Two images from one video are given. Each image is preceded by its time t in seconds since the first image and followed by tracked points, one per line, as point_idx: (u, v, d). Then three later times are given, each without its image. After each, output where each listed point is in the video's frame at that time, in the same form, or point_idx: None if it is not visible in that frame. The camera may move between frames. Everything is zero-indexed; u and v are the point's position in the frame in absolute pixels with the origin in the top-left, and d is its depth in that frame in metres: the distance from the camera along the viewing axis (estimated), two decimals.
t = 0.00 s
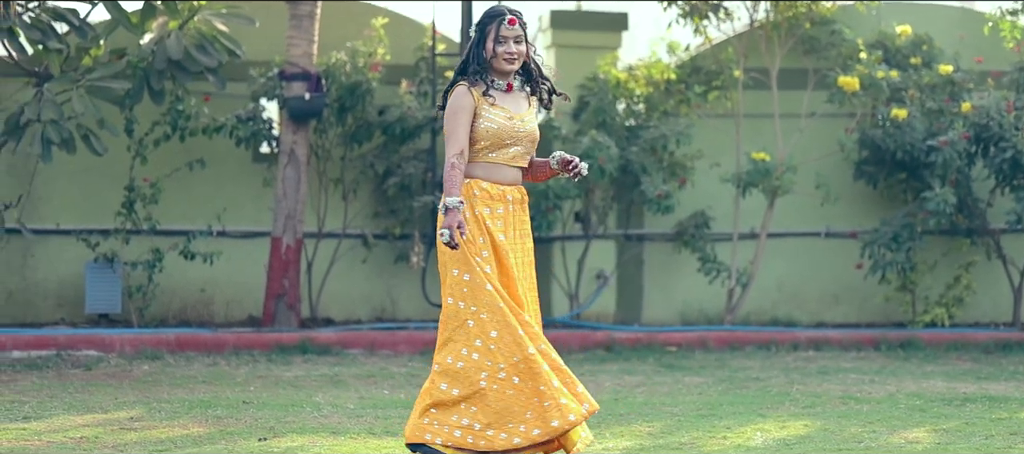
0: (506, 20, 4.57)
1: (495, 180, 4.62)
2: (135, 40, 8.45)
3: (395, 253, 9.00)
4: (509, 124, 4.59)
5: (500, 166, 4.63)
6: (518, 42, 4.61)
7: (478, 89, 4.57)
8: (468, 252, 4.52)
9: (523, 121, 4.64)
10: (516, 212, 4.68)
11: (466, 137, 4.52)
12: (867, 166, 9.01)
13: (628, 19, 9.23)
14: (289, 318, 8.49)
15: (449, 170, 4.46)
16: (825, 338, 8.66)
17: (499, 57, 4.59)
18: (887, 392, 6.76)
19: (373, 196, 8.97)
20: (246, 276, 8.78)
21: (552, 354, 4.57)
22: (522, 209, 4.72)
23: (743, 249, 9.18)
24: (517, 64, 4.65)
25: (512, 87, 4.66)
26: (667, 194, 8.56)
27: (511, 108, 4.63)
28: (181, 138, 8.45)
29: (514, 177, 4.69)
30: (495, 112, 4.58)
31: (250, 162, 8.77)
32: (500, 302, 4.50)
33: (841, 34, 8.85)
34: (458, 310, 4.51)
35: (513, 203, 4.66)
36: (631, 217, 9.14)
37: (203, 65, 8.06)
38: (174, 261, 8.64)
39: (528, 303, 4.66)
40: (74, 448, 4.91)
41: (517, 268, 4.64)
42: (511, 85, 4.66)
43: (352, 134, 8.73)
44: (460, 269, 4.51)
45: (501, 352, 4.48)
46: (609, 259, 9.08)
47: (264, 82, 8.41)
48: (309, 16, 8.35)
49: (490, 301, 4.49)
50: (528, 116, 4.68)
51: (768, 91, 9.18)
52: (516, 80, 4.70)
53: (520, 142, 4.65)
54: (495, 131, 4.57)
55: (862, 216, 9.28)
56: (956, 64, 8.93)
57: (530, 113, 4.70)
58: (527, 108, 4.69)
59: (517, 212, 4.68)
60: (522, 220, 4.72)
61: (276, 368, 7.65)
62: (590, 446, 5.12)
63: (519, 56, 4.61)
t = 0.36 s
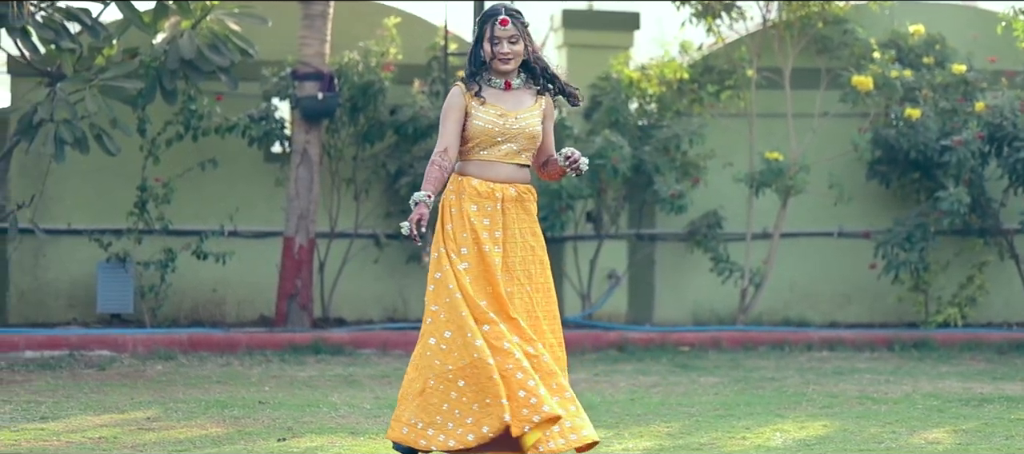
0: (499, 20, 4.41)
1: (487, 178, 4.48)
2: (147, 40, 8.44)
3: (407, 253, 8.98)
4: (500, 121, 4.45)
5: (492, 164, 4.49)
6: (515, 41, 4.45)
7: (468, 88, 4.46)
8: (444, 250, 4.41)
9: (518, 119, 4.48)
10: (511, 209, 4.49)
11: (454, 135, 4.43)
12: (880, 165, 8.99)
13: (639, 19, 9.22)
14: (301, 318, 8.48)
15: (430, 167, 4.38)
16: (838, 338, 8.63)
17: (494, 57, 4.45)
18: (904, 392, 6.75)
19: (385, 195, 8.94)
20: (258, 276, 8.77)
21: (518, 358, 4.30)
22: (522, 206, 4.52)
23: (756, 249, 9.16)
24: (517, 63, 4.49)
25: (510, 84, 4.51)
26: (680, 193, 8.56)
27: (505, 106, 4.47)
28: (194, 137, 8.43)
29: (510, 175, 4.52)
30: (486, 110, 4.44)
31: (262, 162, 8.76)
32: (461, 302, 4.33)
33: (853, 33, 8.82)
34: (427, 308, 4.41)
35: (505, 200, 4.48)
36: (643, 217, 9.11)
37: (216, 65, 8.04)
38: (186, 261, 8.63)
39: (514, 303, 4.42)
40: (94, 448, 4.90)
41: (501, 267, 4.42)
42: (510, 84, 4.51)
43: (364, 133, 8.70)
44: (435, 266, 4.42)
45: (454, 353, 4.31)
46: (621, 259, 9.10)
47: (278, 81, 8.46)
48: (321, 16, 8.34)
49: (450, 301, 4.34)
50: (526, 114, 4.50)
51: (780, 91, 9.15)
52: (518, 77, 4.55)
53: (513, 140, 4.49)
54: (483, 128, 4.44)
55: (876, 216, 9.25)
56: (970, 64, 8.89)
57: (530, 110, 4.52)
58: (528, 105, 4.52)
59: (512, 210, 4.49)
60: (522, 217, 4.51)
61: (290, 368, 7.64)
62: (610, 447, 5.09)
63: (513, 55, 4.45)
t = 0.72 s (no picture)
0: (490, 19, 4.41)
1: (478, 175, 4.48)
2: (160, 40, 8.44)
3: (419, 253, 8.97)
4: (490, 119, 4.44)
5: (484, 162, 4.48)
6: (508, 39, 4.43)
7: (467, 86, 4.50)
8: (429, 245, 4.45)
9: (509, 117, 4.45)
10: (499, 206, 4.46)
11: (447, 133, 4.49)
12: (893, 165, 8.96)
13: (652, 19, 9.20)
14: (314, 318, 8.48)
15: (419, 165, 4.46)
16: (851, 339, 8.61)
17: (489, 55, 4.46)
18: (920, 393, 6.73)
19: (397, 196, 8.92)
20: (270, 276, 8.76)
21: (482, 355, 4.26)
22: (512, 203, 4.48)
23: (769, 250, 9.15)
24: (513, 61, 4.47)
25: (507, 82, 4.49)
26: (693, 193, 8.55)
27: (498, 103, 4.46)
28: (206, 137, 8.41)
29: (501, 173, 4.48)
30: (477, 108, 4.46)
31: (274, 162, 8.75)
32: (434, 296, 4.35)
33: (865, 33, 8.81)
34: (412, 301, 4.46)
35: (492, 198, 4.45)
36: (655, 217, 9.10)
37: (229, 65, 8.03)
38: (198, 261, 8.62)
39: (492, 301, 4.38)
40: (113, 448, 4.90)
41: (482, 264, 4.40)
42: (507, 82, 4.50)
43: (377, 133, 8.68)
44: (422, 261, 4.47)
45: (426, 349, 4.33)
46: (632, 258, 9.08)
47: (289, 81, 8.46)
48: (334, 16, 8.33)
49: (426, 295, 4.38)
50: (519, 112, 4.46)
51: (793, 91, 9.13)
52: (517, 75, 4.51)
53: (504, 138, 4.46)
54: (474, 126, 4.45)
55: (888, 216, 9.23)
56: (983, 64, 8.86)
57: (525, 109, 4.48)
58: (522, 104, 4.48)
59: (501, 207, 4.46)
60: (512, 215, 4.47)
61: (303, 368, 7.62)
62: (629, 447, 5.08)
63: (506, 52, 4.43)
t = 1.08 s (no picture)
0: (482, 17, 4.36)
1: (469, 177, 4.45)
2: (172, 39, 8.43)
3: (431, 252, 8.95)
4: (479, 119, 4.39)
5: (476, 162, 4.44)
6: (501, 38, 4.36)
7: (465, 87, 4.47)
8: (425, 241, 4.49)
9: (497, 116, 4.38)
10: (487, 205, 4.40)
11: (445, 134, 4.51)
12: (905, 164, 8.93)
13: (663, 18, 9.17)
14: (326, 318, 8.46)
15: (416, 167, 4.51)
16: (865, 338, 8.58)
17: (482, 55, 4.40)
18: (936, 393, 6.71)
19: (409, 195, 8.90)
20: (282, 276, 8.75)
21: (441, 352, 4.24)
22: (501, 203, 4.41)
23: (782, 249, 9.12)
24: (507, 60, 4.39)
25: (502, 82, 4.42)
26: (706, 193, 8.54)
27: (489, 103, 4.40)
28: (218, 137, 8.41)
29: (491, 174, 4.42)
30: (468, 108, 4.42)
31: (285, 161, 8.74)
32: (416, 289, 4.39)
33: (878, 32, 8.79)
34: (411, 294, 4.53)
35: (481, 197, 4.40)
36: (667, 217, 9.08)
37: (242, 64, 8.00)
38: (210, 260, 8.61)
39: (471, 298, 4.33)
40: (132, 448, 4.89)
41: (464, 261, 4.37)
42: (502, 81, 4.42)
43: (388, 133, 8.66)
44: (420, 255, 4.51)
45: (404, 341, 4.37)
46: (644, 258, 9.06)
47: (301, 81, 8.45)
48: (346, 15, 8.30)
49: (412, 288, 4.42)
50: (507, 111, 4.38)
51: (806, 90, 9.10)
52: (513, 75, 4.43)
53: (492, 138, 4.39)
54: (464, 126, 4.43)
55: (901, 216, 9.20)
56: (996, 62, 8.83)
57: (515, 108, 4.38)
58: (513, 103, 4.39)
59: (490, 206, 4.40)
60: (503, 214, 4.40)
61: (317, 368, 7.61)
62: (648, 448, 5.06)
63: (496, 50, 4.36)
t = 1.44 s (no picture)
0: (474, 19, 4.37)
1: (460, 181, 4.48)
2: (184, 39, 8.43)
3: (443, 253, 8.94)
4: (466, 122, 4.41)
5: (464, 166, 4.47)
6: (492, 41, 4.37)
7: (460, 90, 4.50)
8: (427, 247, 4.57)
9: (482, 118, 4.38)
10: (475, 210, 4.41)
11: (445, 140, 4.59)
12: (918, 164, 8.92)
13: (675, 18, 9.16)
14: (338, 318, 8.46)
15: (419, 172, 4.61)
16: (877, 339, 8.57)
17: (475, 57, 4.42)
18: (952, 394, 6.69)
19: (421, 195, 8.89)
20: (293, 276, 8.74)
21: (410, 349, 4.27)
22: (488, 207, 4.40)
23: (795, 249, 9.10)
24: (499, 63, 4.40)
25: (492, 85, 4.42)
26: (719, 193, 8.53)
27: (478, 105, 4.41)
28: (231, 137, 8.38)
29: (476, 176, 4.43)
30: (460, 111, 4.46)
31: (295, 161, 8.74)
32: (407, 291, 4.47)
33: (891, 32, 8.78)
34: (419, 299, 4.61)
35: (468, 201, 4.42)
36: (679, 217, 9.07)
37: (255, 64, 7.99)
38: (222, 261, 8.60)
39: (452, 299, 4.34)
40: (150, 448, 4.89)
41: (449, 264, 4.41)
42: (493, 84, 4.42)
43: (400, 133, 8.64)
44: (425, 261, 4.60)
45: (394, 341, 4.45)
46: (656, 258, 9.05)
47: (313, 81, 8.43)
48: (359, 15, 8.29)
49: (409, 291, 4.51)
50: (493, 113, 4.37)
51: (818, 90, 9.08)
52: (505, 78, 4.41)
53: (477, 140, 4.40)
54: (454, 128, 4.46)
55: (913, 216, 9.18)
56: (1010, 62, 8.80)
57: (502, 111, 4.37)
58: (500, 106, 4.37)
59: (477, 210, 4.41)
60: (489, 217, 4.40)
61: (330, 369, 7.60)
62: (667, 449, 5.05)
63: (486, 53, 4.38)
